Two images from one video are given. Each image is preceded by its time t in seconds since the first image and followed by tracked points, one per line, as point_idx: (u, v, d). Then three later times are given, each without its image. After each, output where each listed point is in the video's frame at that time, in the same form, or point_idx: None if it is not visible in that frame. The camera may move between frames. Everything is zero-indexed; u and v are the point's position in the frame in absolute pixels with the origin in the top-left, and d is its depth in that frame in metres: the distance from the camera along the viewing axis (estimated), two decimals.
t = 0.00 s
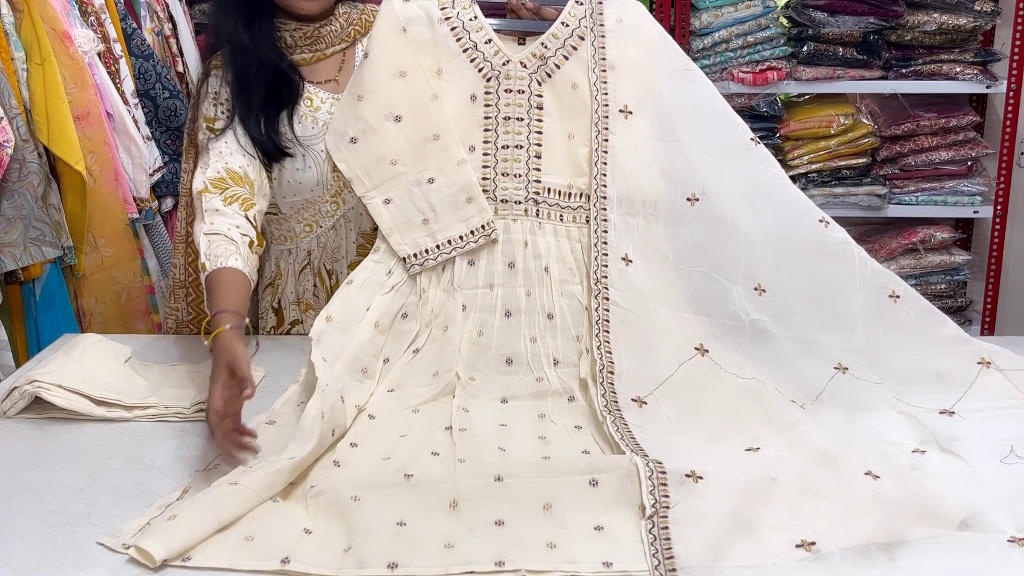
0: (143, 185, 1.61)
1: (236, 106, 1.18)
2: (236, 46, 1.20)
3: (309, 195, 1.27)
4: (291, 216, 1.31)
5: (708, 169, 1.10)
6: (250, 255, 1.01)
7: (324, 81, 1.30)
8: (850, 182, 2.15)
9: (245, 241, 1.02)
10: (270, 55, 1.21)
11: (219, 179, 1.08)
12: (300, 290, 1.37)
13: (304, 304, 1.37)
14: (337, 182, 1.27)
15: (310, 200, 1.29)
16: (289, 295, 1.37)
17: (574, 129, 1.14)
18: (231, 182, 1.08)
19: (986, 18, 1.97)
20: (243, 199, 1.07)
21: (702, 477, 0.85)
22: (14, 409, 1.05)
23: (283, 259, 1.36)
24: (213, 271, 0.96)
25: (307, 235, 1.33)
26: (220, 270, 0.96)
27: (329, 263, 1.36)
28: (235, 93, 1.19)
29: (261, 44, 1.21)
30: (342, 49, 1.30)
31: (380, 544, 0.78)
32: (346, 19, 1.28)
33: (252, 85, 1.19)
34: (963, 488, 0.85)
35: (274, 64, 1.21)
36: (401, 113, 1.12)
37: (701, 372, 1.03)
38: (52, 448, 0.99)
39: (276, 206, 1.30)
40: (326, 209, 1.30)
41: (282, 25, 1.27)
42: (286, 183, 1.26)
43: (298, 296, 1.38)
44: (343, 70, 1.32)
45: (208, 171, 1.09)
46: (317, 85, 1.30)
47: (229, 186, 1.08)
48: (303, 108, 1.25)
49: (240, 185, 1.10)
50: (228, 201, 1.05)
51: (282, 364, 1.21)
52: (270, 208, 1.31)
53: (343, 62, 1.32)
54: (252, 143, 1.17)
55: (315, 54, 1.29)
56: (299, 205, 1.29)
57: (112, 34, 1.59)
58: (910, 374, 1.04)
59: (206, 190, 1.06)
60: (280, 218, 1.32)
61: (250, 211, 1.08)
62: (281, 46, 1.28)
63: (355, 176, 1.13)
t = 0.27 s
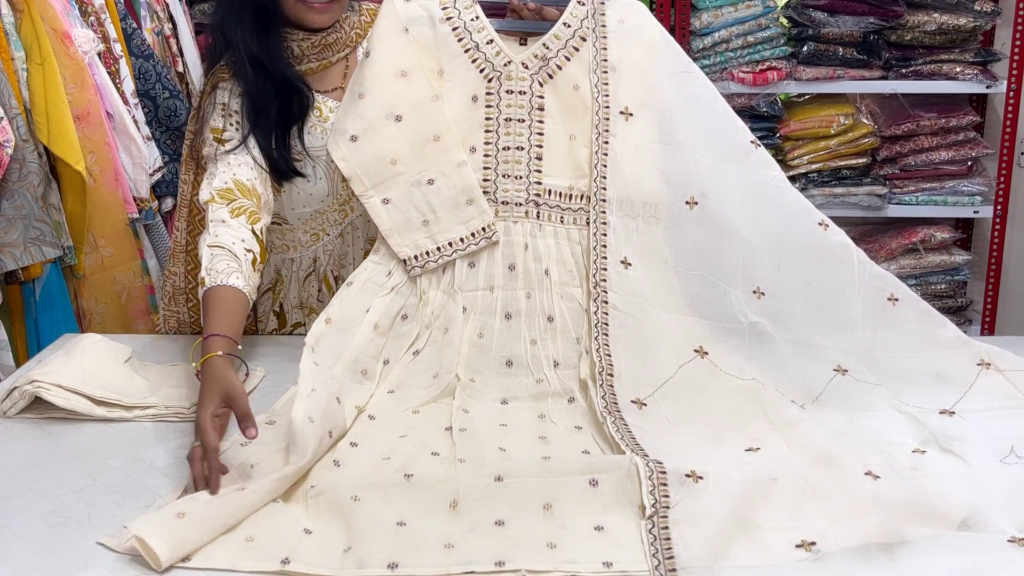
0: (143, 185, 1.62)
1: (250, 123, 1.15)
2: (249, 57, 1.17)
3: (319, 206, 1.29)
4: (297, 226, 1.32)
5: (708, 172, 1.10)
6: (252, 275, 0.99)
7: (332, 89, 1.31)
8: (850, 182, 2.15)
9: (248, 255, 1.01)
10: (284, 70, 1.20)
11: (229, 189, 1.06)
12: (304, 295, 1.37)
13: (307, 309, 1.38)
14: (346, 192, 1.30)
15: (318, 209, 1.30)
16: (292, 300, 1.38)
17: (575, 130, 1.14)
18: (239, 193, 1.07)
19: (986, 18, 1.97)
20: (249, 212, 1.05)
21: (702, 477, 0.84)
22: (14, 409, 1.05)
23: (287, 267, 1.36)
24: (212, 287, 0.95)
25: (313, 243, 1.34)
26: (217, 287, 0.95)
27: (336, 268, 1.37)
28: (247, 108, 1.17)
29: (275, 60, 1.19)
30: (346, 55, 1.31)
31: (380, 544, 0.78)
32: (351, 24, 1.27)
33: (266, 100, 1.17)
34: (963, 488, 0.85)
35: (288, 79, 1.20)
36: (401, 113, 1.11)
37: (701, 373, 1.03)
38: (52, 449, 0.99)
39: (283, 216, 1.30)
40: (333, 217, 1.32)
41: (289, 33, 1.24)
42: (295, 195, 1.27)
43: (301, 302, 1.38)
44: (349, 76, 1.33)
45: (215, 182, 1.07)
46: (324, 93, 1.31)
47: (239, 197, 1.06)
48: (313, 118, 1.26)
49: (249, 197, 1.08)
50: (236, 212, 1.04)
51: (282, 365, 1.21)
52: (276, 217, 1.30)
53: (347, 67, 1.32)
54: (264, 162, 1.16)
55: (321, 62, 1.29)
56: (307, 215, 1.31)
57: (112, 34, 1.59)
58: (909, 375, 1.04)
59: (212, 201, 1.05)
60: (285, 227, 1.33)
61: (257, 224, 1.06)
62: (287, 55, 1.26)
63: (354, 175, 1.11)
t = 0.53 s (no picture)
0: (143, 185, 1.62)
1: (244, 121, 1.14)
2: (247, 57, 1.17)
3: (315, 207, 1.28)
4: (295, 226, 1.31)
5: (709, 172, 1.10)
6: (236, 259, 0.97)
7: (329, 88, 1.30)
8: (850, 182, 2.15)
9: (233, 242, 0.98)
10: (280, 71, 1.19)
11: (216, 178, 1.05)
12: (302, 294, 1.37)
13: (306, 309, 1.38)
14: (342, 193, 1.28)
15: (315, 210, 1.29)
16: (290, 300, 1.38)
17: (576, 130, 1.14)
18: (227, 182, 1.05)
19: (986, 18, 1.97)
20: (235, 201, 1.03)
21: (703, 477, 0.84)
22: (13, 409, 1.05)
23: (285, 266, 1.36)
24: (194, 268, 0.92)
25: (310, 244, 1.33)
26: (198, 266, 0.92)
27: (333, 268, 1.37)
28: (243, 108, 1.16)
29: (273, 62, 1.19)
30: (344, 56, 1.30)
31: (380, 544, 0.78)
32: (349, 25, 1.27)
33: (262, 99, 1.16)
34: (964, 488, 0.85)
35: (285, 80, 1.19)
36: (402, 113, 1.12)
37: (701, 373, 1.03)
38: (53, 448, 0.99)
39: (280, 215, 1.30)
40: (330, 218, 1.31)
41: (288, 35, 1.24)
42: (291, 194, 1.26)
43: (299, 301, 1.38)
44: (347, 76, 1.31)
45: (203, 170, 1.06)
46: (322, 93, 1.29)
47: (226, 186, 1.05)
48: (311, 118, 1.24)
49: (236, 186, 1.07)
50: (224, 200, 1.02)
51: (281, 364, 1.21)
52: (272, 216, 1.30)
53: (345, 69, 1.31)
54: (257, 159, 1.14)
55: (319, 62, 1.28)
56: (304, 215, 1.30)
57: (112, 34, 1.59)
58: (910, 376, 1.04)
59: (200, 188, 1.03)
60: (282, 227, 1.32)
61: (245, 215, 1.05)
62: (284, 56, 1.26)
63: (355, 175, 1.12)
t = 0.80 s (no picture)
0: (143, 185, 1.62)
1: (234, 126, 1.15)
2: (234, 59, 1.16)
3: (307, 206, 1.26)
4: (288, 227, 1.29)
5: (708, 171, 1.10)
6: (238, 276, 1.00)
7: (320, 89, 1.27)
8: (850, 182, 2.15)
9: (233, 258, 1.00)
10: (268, 72, 1.17)
11: (210, 192, 1.05)
12: (299, 296, 1.36)
13: (304, 310, 1.37)
14: (335, 190, 1.25)
15: (309, 209, 1.27)
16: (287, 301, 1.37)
17: (575, 129, 1.14)
18: (222, 195, 1.06)
19: (986, 18, 1.97)
20: (231, 216, 1.04)
21: (703, 477, 0.84)
22: (13, 409, 1.05)
23: (280, 267, 1.35)
24: (200, 286, 0.94)
25: (304, 245, 1.31)
26: (205, 287, 0.93)
27: (329, 268, 1.35)
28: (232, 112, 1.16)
29: (258, 60, 1.17)
30: (335, 54, 1.28)
31: (381, 543, 0.78)
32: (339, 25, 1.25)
33: (250, 103, 1.15)
34: (964, 488, 0.85)
35: (273, 81, 1.17)
36: (401, 112, 1.12)
37: (702, 371, 1.03)
38: (52, 449, 0.99)
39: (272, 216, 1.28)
40: (323, 217, 1.28)
41: (275, 38, 1.22)
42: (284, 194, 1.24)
43: (297, 303, 1.37)
44: (338, 76, 1.29)
45: (198, 181, 1.07)
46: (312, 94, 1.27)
47: (220, 200, 1.05)
48: (301, 118, 1.22)
49: (231, 199, 1.08)
50: (218, 215, 1.04)
51: (281, 364, 1.21)
52: (264, 216, 1.28)
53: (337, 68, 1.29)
54: (251, 164, 1.16)
55: (309, 63, 1.26)
56: (297, 216, 1.27)
57: (112, 34, 1.59)
58: (910, 375, 1.04)
59: (195, 203, 1.04)
60: (275, 227, 1.30)
61: (240, 227, 1.06)
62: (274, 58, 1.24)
63: (354, 173, 1.13)
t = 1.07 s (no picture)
0: (143, 185, 1.62)
1: (232, 125, 1.15)
2: (230, 59, 1.16)
3: (305, 203, 1.28)
4: (287, 225, 1.32)
5: (708, 168, 1.10)
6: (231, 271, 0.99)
7: (317, 86, 1.28)
8: (850, 182, 2.15)
9: (226, 252, 1.00)
10: (265, 73, 1.18)
11: (206, 186, 1.05)
12: (298, 296, 1.37)
13: (303, 310, 1.37)
14: (333, 187, 1.28)
15: (306, 207, 1.30)
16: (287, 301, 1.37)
17: (573, 128, 1.14)
18: (218, 190, 1.06)
19: (986, 18, 1.97)
20: (226, 209, 1.04)
21: (702, 477, 0.84)
22: (14, 410, 1.05)
23: (279, 267, 1.36)
24: (192, 279, 0.94)
25: (303, 243, 1.34)
26: (197, 279, 0.93)
27: (328, 267, 1.36)
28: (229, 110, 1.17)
29: (254, 61, 1.18)
30: (332, 53, 1.28)
31: (380, 543, 0.78)
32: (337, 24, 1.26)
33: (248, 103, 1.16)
34: (963, 489, 0.85)
35: (270, 82, 1.18)
36: (397, 112, 1.12)
37: (701, 370, 1.03)
38: (52, 449, 0.99)
39: (271, 215, 1.31)
40: (321, 215, 1.31)
41: (272, 37, 1.23)
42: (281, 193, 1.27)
43: (297, 303, 1.37)
44: (335, 74, 1.30)
45: (195, 173, 1.07)
46: (310, 92, 1.28)
47: (216, 194, 1.05)
48: (298, 116, 1.24)
49: (227, 193, 1.07)
50: (213, 209, 1.03)
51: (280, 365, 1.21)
52: (264, 217, 1.31)
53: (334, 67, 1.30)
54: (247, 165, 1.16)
55: (307, 61, 1.27)
56: (294, 214, 1.30)
57: (112, 35, 1.60)
58: (908, 376, 1.04)
59: (190, 196, 1.04)
60: (274, 227, 1.33)
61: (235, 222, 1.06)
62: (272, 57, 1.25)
63: (351, 174, 1.12)
